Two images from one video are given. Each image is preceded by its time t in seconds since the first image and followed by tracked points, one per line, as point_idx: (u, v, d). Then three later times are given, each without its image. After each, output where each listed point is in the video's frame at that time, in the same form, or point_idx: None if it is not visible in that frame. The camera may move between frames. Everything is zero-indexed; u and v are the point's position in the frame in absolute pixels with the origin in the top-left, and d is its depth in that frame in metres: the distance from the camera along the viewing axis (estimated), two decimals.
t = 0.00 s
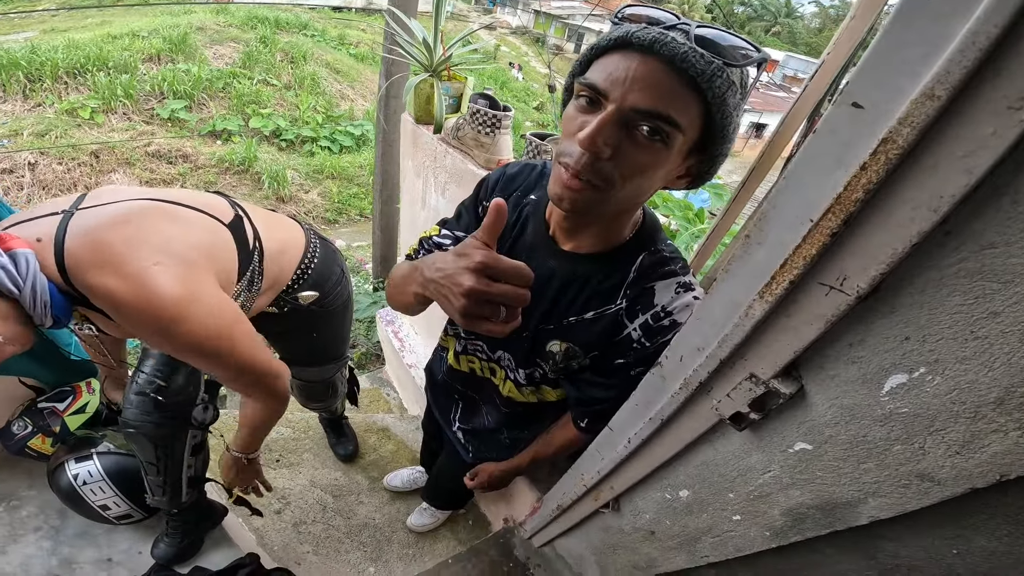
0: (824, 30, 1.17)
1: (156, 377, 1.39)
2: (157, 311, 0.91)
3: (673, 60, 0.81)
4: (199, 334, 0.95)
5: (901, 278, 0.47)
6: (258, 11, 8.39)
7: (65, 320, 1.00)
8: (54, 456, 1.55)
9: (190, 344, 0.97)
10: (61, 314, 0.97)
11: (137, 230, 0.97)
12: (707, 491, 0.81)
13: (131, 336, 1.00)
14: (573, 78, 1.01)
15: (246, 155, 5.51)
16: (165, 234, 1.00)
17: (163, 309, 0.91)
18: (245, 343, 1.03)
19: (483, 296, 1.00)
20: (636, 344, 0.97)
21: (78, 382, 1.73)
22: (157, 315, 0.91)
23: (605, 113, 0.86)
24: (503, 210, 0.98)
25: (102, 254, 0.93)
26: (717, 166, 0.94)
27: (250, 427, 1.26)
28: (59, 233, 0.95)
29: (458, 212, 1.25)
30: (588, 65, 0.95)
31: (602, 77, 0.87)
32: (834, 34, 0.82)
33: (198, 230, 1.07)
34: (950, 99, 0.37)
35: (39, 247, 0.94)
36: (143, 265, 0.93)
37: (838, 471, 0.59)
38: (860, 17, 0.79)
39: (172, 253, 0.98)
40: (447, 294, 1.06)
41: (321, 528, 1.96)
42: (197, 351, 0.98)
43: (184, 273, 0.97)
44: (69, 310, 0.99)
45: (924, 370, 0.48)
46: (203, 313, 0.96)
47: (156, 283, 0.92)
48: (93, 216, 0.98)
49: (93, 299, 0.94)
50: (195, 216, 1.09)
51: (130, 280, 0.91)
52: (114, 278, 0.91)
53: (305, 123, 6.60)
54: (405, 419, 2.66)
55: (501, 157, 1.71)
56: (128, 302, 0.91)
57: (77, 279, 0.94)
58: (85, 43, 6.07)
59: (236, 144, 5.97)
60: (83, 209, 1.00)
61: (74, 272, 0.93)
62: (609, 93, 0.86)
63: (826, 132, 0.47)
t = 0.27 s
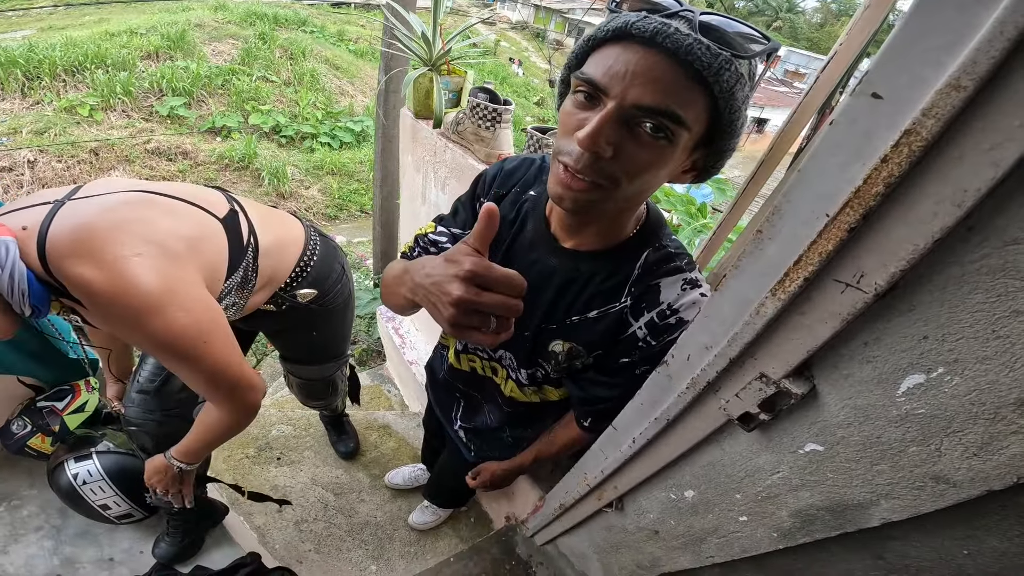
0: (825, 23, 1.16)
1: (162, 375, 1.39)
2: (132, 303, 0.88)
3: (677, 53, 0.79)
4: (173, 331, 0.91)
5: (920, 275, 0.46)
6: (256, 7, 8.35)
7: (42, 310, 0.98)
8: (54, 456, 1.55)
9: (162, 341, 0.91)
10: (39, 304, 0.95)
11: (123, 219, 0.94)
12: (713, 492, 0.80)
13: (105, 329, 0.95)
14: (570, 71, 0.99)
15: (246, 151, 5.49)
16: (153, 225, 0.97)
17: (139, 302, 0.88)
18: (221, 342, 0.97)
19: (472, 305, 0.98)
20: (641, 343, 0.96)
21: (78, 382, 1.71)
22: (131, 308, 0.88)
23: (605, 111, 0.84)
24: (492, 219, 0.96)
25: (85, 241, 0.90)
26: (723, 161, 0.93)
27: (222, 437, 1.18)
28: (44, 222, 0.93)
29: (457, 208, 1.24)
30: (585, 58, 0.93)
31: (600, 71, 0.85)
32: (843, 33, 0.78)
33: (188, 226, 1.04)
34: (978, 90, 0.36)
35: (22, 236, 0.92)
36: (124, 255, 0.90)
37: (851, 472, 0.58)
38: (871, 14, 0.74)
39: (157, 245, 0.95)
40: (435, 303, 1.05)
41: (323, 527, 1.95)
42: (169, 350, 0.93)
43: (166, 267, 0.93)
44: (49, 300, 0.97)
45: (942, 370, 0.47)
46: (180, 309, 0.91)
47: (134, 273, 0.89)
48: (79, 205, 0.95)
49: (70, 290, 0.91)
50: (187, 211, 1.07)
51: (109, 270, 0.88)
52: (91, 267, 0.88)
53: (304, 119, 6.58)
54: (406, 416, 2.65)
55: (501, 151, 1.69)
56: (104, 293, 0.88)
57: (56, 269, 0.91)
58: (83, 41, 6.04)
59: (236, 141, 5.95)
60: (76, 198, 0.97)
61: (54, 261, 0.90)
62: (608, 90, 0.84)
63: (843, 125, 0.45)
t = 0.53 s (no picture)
0: (826, 23, 1.14)
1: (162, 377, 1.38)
2: (122, 303, 0.86)
3: (685, 55, 0.79)
4: (162, 332, 0.89)
5: (927, 279, 0.46)
6: (256, 7, 8.35)
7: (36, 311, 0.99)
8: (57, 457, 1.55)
9: (150, 342, 0.89)
10: (33, 305, 0.96)
11: (117, 219, 0.93)
12: (716, 494, 0.80)
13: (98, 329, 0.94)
14: (574, 73, 0.99)
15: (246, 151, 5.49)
16: (148, 225, 0.96)
17: (129, 302, 0.86)
18: (212, 345, 0.95)
19: (451, 309, 1.00)
20: (646, 346, 0.96)
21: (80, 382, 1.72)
22: (121, 308, 0.86)
23: (614, 112, 0.84)
24: (487, 236, 0.95)
25: (79, 240, 0.89)
26: (729, 164, 0.93)
27: (222, 442, 1.16)
28: (39, 222, 0.93)
29: (457, 210, 1.24)
30: (591, 60, 0.92)
31: (608, 72, 0.85)
32: (850, 35, 0.78)
33: (187, 228, 1.03)
34: (988, 95, 0.36)
35: (18, 237, 0.92)
36: (115, 255, 0.88)
37: (855, 474, 0.58)
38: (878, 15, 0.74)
39: (152, 245, 0.94)
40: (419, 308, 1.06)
41: (325, 527, 1.95)
42: (159, 351, 0.91)
43: (159, 267, 0.92)
44: (43, 300, 0.98)
45: (948, 374, 0.47)
46: (170, 309, 0.89)
47: (123, 273, 0.87)
48: (77, 206, 0.94)
49: (65, 289, 0.90)
50: (188, 213, 1.07)
51: (100, 269, 0.87)
52: (82, 266, 0.87)
53: (305, 119, 6.58)
54: (407, 416, 2.65)
55: (503, 152, 1.69)
56: (94, 292, 0.86)
57: (51, 269, 0.91)
58: (84, 41, 6.05)
59: (237, 140, 5.95)
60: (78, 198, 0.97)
61: (48, 261, 0.90)
62: (617, 90, 0.84)
63: (851, 129, 0.46)
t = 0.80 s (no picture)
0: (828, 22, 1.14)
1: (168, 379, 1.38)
2: (125, 297, 0.86)
3: (691, 55, 0.79)
4: (166, 324, 0.89)
5: (929, 279, 0.46)
6: (257, 6, 8.36)
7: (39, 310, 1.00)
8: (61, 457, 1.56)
9: (157, 335, 0.90)
10: (35, 303, 0.97)
11: (118, 216, 0.93)
12: (719, 493, 0.80)
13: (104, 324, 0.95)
14: (580, 73, 1.00)
15: (247, 151, 5.49)
16: (149, 222, 0.96)
17: (132, 296, 0.87)
18: (222, 335, 0.95)
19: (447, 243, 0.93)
20: (649, 345, 0.96)
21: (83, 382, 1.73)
22: (124, 301, 0.87)
23: (620, 111, 0.84)
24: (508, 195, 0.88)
25: (81, 237, 0.89)
26: (733, 162, 0.93)
27: (247, 427, 1.19)
28: (42, 222, 0.93)
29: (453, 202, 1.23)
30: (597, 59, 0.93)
31: (614, 71, 0.85)
32: (851, 36, 0.78)
33: (191, 226, 1.04)
34: (990, 96, 0.37)
35: (21, 236, 0.92)
36: (116, 251, 0.89)
37: (858, 473, 0.59)
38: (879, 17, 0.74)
39: (154, 241, 0.94)
40: (407, 214, 0.96)
41: (327, 527, 1.96)
42: (164, 343, 0.91)
43: (162, 261, 0.92)
44: (44, 299, 0.99)
45: (950, 373, 0.47)
46: (173, 302, 0.90)
47: (125, 268, 0.87)
48: (78, 204, 0.95)
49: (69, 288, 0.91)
50: (192, 211, 1.07)
51: (102, 264, 0.87)
52: (83, 263, 0.87)
53: (306, 119, 6.58)
54: (409, 416, 2.65)
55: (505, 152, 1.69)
56: (98, 286, 0.87)
57: (52, 267, 0.91)
58: (85, 42, 6.07)
59: (238, 141, 5.95)
60: (82, 198, 0.98)
61: (50, 259, 0.90)
62: (622, 89, 0.84)
63: (854, 129, 0.46)
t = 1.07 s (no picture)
0: (828, 23, 1.14)
1: (175, 379, 1.39)
2: (134, 297, 0.87)
3: (683, 62, 0.79)
4: (174, 324, 0.90)
5: (928, 278, 0.47)
6: (257, 6, 8.37)
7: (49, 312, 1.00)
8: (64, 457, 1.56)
9: (166, 334, 0.91)
10: (45, 305, 0.98)
11: (126, 216, 0.94)
12: (719, 492, 0.81)
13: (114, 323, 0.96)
14: (578, 77, 1.00)
15: (248, 152, 5.50)
16: (158, 223, 0.96)
17: (141, 296, 0.87)
18: (231, 335, 0.96)
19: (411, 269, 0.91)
20: (650, 345, 0.97)
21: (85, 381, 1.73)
22: (133, 302, 0.87)
23: (612, 120, 0.85)
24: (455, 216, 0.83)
25: (90, 237, 0.90)
26: (732, 166, 0.94)
27: (260, 423, 1.20)
28: (51, 225, 0.93)
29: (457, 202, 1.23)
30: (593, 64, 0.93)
31: (608, 78, 0.86)
32: (852, 37, 0.79)
33: (199, 226, 1.04)
34: (987, 98, 0.37)
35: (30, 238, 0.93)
36: (126, 251, 0.89)
37: (857, 471, 0.59)
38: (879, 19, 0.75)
39: (163, 241, 0.94)
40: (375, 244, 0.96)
41: (328, 527, 1.96)
42: (173, 343, 0.92)
43: (171, 262, 0.93)
44: (54, 299, 0.99)
45: (948, 372, 0.48)
46: (182, 302, 0.90)
47: (134, 268, 0.88)
48: (88, 206, 0.95)
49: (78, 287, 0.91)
50: (201, 211, 1.08)
51: (111, 264, 0.88)
52: (93, 263, 0.88)
53: (307, 119, 6.59)
54: (411, 416, 2.65)
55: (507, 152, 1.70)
56: (106, 286, 0.87)
57: (61, 267, 0.92)
58: (86, 42, 6.09)
59: (239, 141, 5.97)
60: (93, 199, 0.99)
61: (60, 259, 0.91)
62: (615, 97, 0.85)
63: (853, 132, 0.46)
